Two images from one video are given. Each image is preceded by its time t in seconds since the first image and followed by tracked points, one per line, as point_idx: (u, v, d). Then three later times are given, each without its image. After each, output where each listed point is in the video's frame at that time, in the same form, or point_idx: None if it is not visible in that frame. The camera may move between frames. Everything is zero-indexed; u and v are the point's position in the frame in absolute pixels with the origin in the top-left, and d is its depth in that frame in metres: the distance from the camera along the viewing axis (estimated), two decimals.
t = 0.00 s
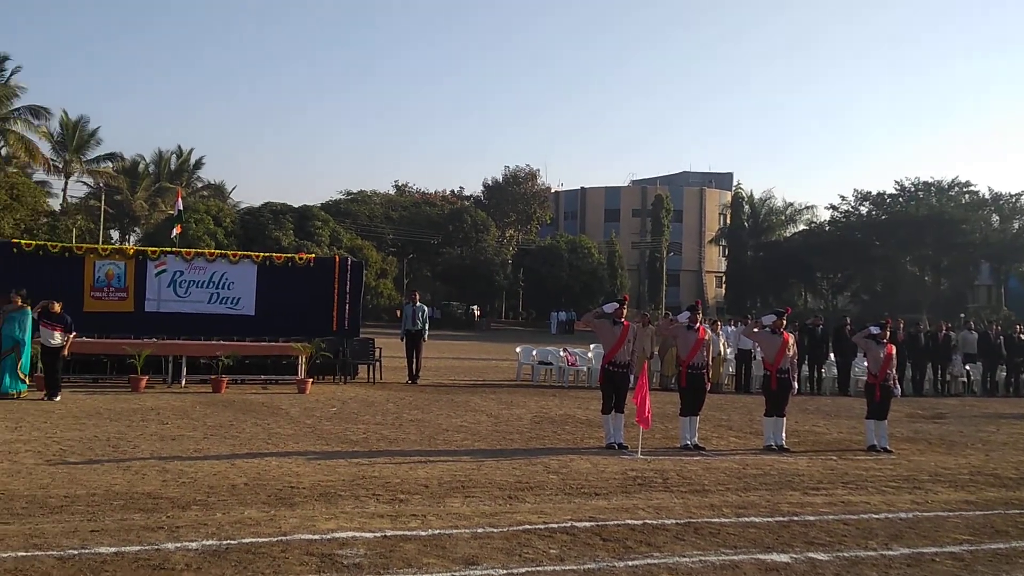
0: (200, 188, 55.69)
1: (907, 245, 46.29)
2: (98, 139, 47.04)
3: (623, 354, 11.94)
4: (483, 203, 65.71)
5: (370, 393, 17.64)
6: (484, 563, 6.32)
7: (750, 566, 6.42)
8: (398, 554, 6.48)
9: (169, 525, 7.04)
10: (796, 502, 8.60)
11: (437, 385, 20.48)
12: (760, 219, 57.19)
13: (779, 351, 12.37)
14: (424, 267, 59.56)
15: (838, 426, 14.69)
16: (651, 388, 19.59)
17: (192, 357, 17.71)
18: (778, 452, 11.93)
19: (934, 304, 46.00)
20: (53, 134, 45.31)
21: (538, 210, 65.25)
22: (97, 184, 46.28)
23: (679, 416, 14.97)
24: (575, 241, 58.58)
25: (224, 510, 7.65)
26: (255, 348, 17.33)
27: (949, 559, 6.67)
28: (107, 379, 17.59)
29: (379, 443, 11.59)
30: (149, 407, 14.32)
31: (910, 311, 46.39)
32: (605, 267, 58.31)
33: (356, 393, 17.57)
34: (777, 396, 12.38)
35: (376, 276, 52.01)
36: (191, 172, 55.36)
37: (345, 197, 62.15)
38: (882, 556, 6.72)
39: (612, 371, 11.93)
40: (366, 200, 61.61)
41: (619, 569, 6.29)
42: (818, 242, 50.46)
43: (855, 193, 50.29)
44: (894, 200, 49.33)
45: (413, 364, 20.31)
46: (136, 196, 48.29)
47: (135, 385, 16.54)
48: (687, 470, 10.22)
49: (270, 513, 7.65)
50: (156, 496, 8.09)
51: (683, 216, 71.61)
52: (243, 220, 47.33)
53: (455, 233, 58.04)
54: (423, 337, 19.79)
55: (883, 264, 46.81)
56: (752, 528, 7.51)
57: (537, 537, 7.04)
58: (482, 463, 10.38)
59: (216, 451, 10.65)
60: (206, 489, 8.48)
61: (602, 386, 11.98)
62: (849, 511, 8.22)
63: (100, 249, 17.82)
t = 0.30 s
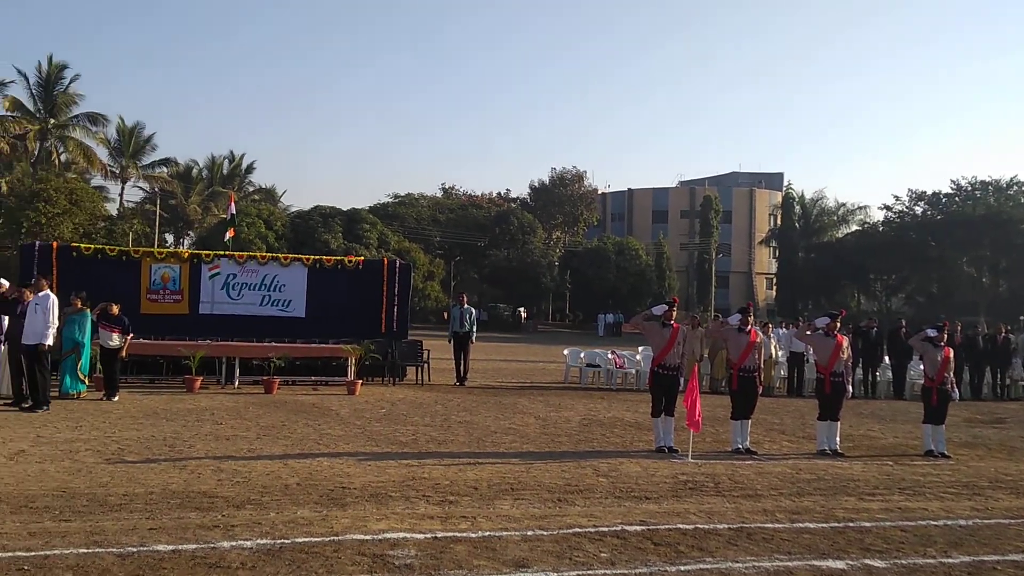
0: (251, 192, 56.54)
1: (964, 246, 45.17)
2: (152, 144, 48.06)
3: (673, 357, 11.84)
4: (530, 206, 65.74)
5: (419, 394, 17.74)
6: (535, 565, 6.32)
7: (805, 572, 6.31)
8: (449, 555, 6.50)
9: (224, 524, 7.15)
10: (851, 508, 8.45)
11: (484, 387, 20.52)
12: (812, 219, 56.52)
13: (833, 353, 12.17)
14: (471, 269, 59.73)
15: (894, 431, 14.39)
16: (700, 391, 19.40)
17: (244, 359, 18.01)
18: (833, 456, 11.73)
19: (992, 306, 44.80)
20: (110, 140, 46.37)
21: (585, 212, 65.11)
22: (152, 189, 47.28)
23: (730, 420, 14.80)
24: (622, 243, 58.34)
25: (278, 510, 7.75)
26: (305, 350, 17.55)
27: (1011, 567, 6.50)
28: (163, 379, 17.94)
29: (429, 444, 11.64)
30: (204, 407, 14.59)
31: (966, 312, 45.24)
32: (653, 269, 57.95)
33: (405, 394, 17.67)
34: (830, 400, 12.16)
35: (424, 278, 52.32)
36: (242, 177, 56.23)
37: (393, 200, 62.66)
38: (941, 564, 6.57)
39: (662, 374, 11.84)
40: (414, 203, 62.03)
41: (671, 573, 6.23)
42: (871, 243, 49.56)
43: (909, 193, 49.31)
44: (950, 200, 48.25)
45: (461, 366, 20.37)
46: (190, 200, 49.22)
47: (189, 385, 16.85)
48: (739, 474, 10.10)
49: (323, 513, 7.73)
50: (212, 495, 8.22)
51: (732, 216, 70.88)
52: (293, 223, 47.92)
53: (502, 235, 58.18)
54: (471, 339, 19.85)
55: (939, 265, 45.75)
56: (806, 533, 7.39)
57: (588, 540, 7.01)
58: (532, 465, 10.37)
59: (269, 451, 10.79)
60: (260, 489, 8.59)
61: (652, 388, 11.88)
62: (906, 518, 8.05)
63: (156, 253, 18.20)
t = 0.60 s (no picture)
0: (297, 195, 57.25)
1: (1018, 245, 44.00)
2: (201, 148, 48.93)
3: (720, 359, 11.72)
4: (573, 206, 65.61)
5: (463, 395, 17.81)
6: (581, 568, 6.30)
7: None
8: (495, 556, 6.51)
9: (273, 522, 7.25)
10: (904, 513, 8.28)
11: (528, 388, 20.51)
12: (861, 219, 55.66)
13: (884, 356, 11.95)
14: (514, 270, 59.83)
15: (946, 434, 14.09)
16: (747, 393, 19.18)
17: (291, 359, 18.23)
18: (884, 460, 11.52)
19: None
20: (160, 144, 47.29)
21: (629, 212, 64.81)
22: (201, 192, 48.16)
23: (777, 423, 14.62)
24: (666, 244, 57.93)
25: (325, 509, 7.83)
26: (351, 351, 17.69)
27: None
28: (212, 379, 18.24)
29: (473, 446, 11.67)
30: (252, 407, 14.80)
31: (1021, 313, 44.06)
32: (699, 269, 57.31)
33: (449, 395, 17.74)
34: (881, 403, 11.94)
35: (466, 279, 52.57)
36: (288, 180, 56.99)
37: (437, 202, 63.01)
38: (996, 571, 6.41)
39: (708, 375, 11.73)
40: (457, 205, 62.32)
41: None
42: (921, 243, 48.56)
43: (961, 191, 48.21)
44: (1004, 198, 47.03)
45: (505, 367, 20.39)
46: (238, 203, 50.02)
47: (238, 385, 17.10)
48: (788, 478, 9.97)
49: (369, 513, 7.78)
50: (261, 493, 8.34)
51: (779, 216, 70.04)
52: (338, 225, 48.45)
53: (545, 236, 58.19)
54: (515, 340, 19.86)
55: (992, 265, 44.64)
56: (857, 538, 7.27)
57: (633, 543, 6.97)
58: (577, 467, 10.34)
59: (316, 450, 10.91)
60: (307, 488, 8.68)
61: (698, 391, 11.77)
62: (961, 524, 7.87)
63: (206, 255, 18.49)
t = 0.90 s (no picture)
0: (339, 198, 57.79)
1: None
2: (244, 152, 49.61)
3: (764, 360, 11.58)
4: (613, 207, 65.35)
5: (504, 396, 17.81)
6: (625, 570, 6.27)
7: None
8: (538, 558, 6.50)
9: (318, 522, 7.31)
10: (954, 517, 8.11)
11: (569, 390, 20.46)
12: (908, 218, 54.72)
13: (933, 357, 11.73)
14: (554, 272, 59.77)
15: (998, 438, 13.76)
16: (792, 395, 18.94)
17: (334, 360, 18.39)
18: (933, 463, 11.30)
19: None
20: (205, 149, 48.04)
21: (670, 213, 64.40)
22: (245, 196, 48.87)
23: (823, 426, 14.41)
24: (708, 245, 57.50)
25: (369, 509, 7.88)
26: (393, 351, 17.80)
27: None
28: (257, 380, 18.48)
29: (515, 447, 11.67)
30: (295, 407, 14.97)
31: None
32: (741, 270, 56.68)
33: (490, 396, 17.77)
34: (929, 405, 11.72)
35: (507, 281, 52.61)
36: (330, 183, 57.53)
37: (477, 204, 63.19)
38: None
39: (752, 377, 11.60)
40: (497, 206, 62.44)
41: None
42: (970, 242, 47.59)
43: (1011, 189, 47.19)
44: None
45: (546, 369, 20.37)
46: (280, 206, 50.63)
47: (282, 386, 17.30)
48: (834, 481, 9.82)
49: (413, 513, 7.82)
50: (305, 493, 8.42)
51: (823, 216, 69.11)
52: (379, 228, 48.83)
53: (585, 237, 58.07)
54: (555, 341, 19.81)
55: None
56: (907, 543, 7.14)
57: (678, 546, 6.91)
58: (619, 469, 10.29)
59: (359, 450, 10.99)
60: (350, 487, 8.75)
61: (742, 393, 11.66)
62: (1014, 529, 7.68)
63: (249, 257, 18.71)
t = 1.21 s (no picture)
0: (380, 199, 58.21)
1: None
2: (288, 154, 50.16)
3: (810, 362, 11.42)
4: (655, 206, 64.94)
5: (546, 397, 17.79)
6: (670, 573, 6.22)
7: None
8: (583, 559, 6.48)
9: (362, 521, 7.35)
10: (1008, 523, 7.92)
11: (611, 390, 20.37)
12: (957, 217, 53.14)
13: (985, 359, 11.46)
14: (595, 272, 59.59)
15: None
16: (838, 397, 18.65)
17: (377, 360, 18.51)
18: (985, 467, 11.05)
19: None
20: (249, 151, 48.70)
21: (713, 212, 63.82)
22: (288, 198, 49.49)
23: (871, 428, 14.17)
24: (751, 244, 56.87)
25: (412, 509, 7.92)
26: (435, 351, 17.88)
27: None
28: (301, 380, 18.69)
29: (557, 448, 11.64)
30: (339, 406, 15.10)
31: None
32: (785, 270, 55.94)
33: (532, 397, 17.77)
34: (980, 407, 11.46)
35: (548, 281, 52.59)
36: (372, 184, 57.94)
37: (517, 204, 63.25)
38: None
39: (797, 379, 11.44)
40: (537, 207, 62.45)
41: None
42: None
43: None
44: None
45: (587, 370, 20.30)
46: (323, 208, 51.19)
47: (325, 385, 17.44)
48: (883, 484, 9.65)
49: (456, 513, 7.83)
50: (349, 492, 8.49)
51: (869, 214, 68.04)
52: (420, 228, 49.10)
53: (626, 237, 57.85)
54: (597, 342, 19.73)
55: None
56: (958, 549, 6.98)
57: (724, 549, 6.84)
58: (663, 471, 10.21)
59: (401, 450, 11.03)
60: (394, 487, 8.81)
61: (788, 394, 11.51)
62: None
63: (293, 258, 18.90)
